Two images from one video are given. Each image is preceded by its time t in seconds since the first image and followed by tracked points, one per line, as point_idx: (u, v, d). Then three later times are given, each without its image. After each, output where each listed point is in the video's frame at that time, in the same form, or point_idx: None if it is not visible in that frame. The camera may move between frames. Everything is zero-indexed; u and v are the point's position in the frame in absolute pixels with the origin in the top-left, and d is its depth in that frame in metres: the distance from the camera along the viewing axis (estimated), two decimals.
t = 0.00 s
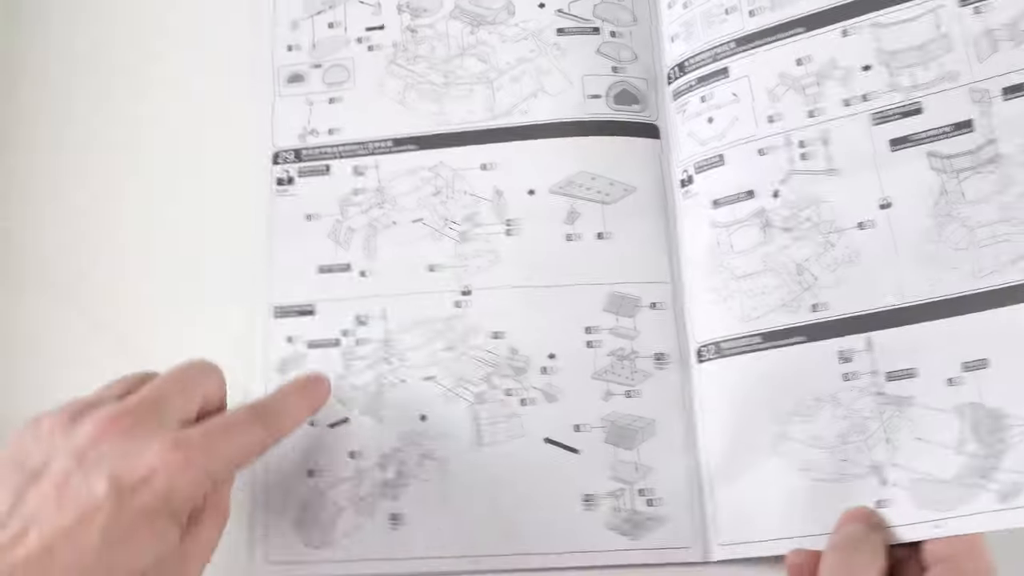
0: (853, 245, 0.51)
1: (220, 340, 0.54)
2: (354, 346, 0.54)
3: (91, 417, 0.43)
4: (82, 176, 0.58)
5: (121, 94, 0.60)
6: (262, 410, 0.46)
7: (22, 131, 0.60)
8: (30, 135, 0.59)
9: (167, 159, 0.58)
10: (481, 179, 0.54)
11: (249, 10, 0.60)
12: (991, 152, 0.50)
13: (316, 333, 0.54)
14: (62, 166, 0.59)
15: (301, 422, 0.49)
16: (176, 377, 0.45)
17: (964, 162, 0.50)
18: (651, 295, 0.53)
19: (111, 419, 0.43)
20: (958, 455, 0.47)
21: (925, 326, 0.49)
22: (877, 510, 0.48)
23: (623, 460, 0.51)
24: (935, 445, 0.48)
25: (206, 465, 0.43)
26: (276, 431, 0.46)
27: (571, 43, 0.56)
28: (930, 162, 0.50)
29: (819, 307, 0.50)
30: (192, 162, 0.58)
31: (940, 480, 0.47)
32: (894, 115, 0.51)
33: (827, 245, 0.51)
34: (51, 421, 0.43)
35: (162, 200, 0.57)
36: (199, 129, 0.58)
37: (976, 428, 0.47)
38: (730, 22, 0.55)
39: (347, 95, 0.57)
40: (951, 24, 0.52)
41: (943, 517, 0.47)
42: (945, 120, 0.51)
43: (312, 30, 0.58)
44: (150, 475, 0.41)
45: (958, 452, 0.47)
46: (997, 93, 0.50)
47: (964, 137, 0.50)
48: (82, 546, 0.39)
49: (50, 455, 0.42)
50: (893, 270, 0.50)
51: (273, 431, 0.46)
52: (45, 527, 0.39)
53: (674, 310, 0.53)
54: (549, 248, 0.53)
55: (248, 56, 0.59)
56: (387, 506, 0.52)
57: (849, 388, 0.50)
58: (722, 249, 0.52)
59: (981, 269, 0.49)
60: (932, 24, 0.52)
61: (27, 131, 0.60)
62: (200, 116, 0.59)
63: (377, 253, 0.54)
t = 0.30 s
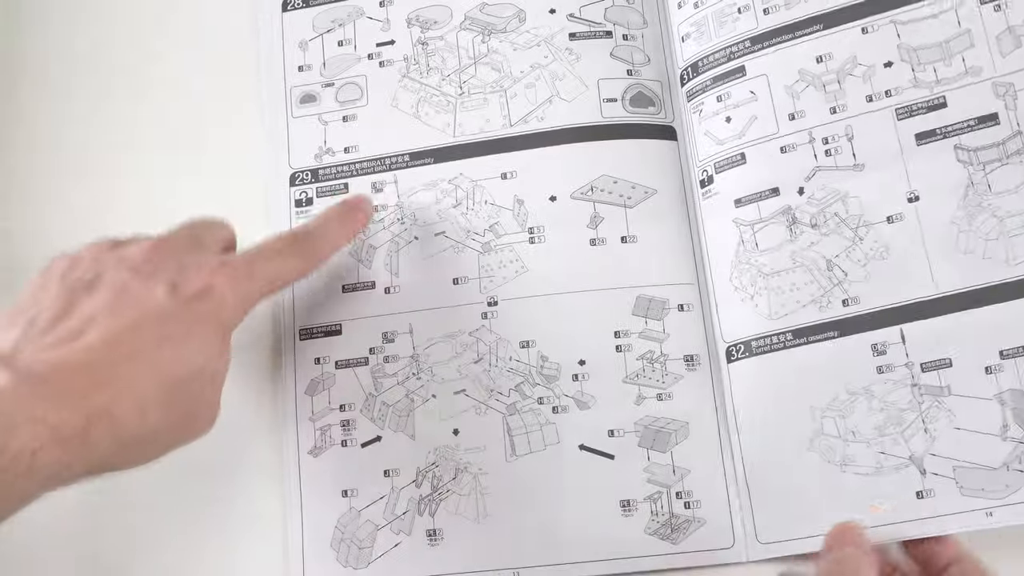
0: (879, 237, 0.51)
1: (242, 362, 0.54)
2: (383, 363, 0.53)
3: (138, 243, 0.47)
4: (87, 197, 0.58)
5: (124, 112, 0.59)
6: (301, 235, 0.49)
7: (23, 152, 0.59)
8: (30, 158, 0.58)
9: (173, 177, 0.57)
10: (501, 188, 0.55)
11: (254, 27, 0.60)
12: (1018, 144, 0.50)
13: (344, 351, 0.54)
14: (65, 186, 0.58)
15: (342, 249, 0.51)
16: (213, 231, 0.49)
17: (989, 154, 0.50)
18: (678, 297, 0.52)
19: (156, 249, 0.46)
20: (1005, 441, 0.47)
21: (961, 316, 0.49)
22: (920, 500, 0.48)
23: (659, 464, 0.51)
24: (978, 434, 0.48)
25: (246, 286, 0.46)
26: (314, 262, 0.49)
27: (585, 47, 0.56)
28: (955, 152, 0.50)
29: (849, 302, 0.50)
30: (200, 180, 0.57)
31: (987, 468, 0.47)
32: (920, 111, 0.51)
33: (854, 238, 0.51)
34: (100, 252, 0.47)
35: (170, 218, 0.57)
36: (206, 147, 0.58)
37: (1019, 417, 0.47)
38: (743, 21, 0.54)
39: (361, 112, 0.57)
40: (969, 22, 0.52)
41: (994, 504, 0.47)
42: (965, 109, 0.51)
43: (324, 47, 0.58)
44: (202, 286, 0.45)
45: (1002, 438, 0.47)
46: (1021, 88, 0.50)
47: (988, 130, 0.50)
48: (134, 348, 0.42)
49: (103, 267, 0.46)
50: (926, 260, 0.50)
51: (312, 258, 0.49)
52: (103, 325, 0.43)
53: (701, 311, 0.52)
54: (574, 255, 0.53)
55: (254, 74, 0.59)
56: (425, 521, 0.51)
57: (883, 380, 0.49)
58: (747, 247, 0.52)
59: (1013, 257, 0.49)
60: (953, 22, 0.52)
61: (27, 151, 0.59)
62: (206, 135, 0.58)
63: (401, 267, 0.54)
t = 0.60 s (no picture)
0: (877, 243, 0.51)
1: (244, 360, 0.55)
2: (384, 363, 0.53)
3: (162, 205, 0.48)
4: (88, 194, 0.57)
5: (125, 110, 0.59)
6: (315, 215, 0.52)
7: (24, 151, 0.59)
8: (31, 157, 0.58)
9: (174, 175, 0.57)
10: (502, 189, 0.55)
11: (257, 27, 0.59)
12: (1001, 175, 0.51)
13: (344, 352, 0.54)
14: (67, 185, 0.58)
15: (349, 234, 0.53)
16: (231, 204, 0.51)
17: (976, 181, 0.51)
18: (679, 297, 0.52)
19: (180, 211, 0.48)
20: (992, 449, 0.48)
21: (955, 324, 0.49)
22: (915, 502, 0.48)
23: (660, 464, 0.51)
24: (970, 440, 0.48)
25: (265, 254, 0.48)
26: (326, 240, 0.52)
27: (585, 47, 0.56)
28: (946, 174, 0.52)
29: (851, 304, 0.50)
30: (201, 178, 0.57)
31: (978, 473, 0.48)
32: (914, 132, 0.52)
33: (850, 239, 0.51)
34: (124, 212, 0.48)
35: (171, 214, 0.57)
36: (206, 145, 0.58)
37: (1004, 427, 0.48)
38: (748, 24, 0.55)
39: (360, 113, 0.57)
40: (957, 60, 0.53)
41: (984, 508, 0.47)
42: (954, 127, 0.52)
43: (325, 47, 0.58)
44: (226, 250, 0.47)
45: (991, 445, 0.48)
46: (1002, 126, 0.52)
47: (975, 159, 0.52)
48: (161, 302, 0.43)
49: (127, 226, 0.47)
50: (920, 269, 0.50)
51: (325, 235, 0.52)
52: (130, 279, 0.44)
53: (701, 310, 0.52)
54: (574, 257, 0.53)
55: (257, 73, 0.59)
56: (426, 521, 0.51)
57: (881, 383, 0.49)
58: (747, 247, 0.52)
59: (997, 277, 0.50)
60: (944, 58, 0.53)
61: (29, 150, 0.59)
62: (207, 134, 0.58)
63: (401, 268, 0.54)
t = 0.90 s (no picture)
0: (876, 238, 0.51)
1: (244, 351, 0.55)
2: (383, 358, 0.53)
3: (168, 191, 0.50)
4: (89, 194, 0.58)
5: (125, 109, 0.59)
6: (321, 202, 0.52)
7: (24, 151, 0.59)
8: (31, 157, 0.59)
9: (174, 175, 0.57)
10: (502, 185, 0.55)
11: (257, 26, 0.60)
12: (1000, 165, 0.51)
13: (345, 348, 0.54)
14: (67, 185, 0.58)
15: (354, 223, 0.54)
16: (238, 191, 0.52)
17: (975, 172, 0.51)
18: (678, 292, 0.52)
19: (188, 196, 0.49)
20: (991, 442, 0.48)
21: (953, 319, 0.49)
22: (914, 496, 0.48)
23: (659, 458, 0.51)
24: (968, 432, 0.48)
25: (272, 239, 0.49)
26: (332, 227, 0.52)
27: (585, 44, 0.56)
28: (945, 165, 0.52)
29: (848, 298, 0.50)
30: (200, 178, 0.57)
31: (977, 466, 0.48)
32: (913, 122, 0.52)
33: (849, 234, 0.51)
34: (131, 197, 0.49)
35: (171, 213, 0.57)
36: (206, 146, 0.58)
37: (1003, 420, 0.48)
38: (745, 18, 0.55)
39: (361, 110, 0.57)
40: (958, 46, 0.53)
41: (983, 501, 0.47)
42: (954, 119, 0.52)
43: (326, 45, 0.58)
44: (233, 236, 0.48)
45: (990, 439, 0.48)
46: (1001, 114, 0.52)
47: (974, 149, 0.52)
48: (169, 286, 0.45)
49: (134, 211, 0.48)
50: (920, 264, 0.50)
51: (330, 221, 0.52)
52: (138, 264, 0.45)
53: (701, 305, 0.52)
54: (574, 253, 0.53)
55: (258, 74, 0.59)
56: (426, 516, 0.51)
57: (880, 377, 0.49)
58: (746, 243, 0.52)
59: (997, 269, 0.50)
60: (944, 45, 0.53)
61: (30, 150, 0.59)
62: (208, 134, 0.58)
63: (401, 263, 0.54)
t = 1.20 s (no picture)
0: (874, 218, 0.51)
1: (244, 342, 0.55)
2: (381, 331, 0.54)
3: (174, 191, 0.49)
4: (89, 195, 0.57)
5: (125, 110, 0.59)
6: (326, 207, 0.52)
7: (24, 150, 0.59)
8: (31, 157, 0.58)
9: (174, 178, 0.57)
10: (502, 161, 0.55)
11: (258, 26, 0.60)
12: (998, 147, 0.52)
13: (343, 320, 0.54)
14: (67, 185, 0.58)
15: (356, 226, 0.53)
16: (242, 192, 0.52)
17: (973, 154, 0.52)
18: (676, 269, 0.52)
19: (193, 196, 0.49)
20: (984, 421, 0.48)
21: (948, 299, 0.50)
22: (906, 474, 0.48)
23: (654, 434, 0.51)
24: (961, 412, 0.49)
25: (278, 241, 0.49)
26: (336, 231, 0.52)
27: (588, 22, 0.56)
28: (942, 146, 0.52)
29: (844, 277, 0.51)
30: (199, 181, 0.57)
31: (969, 445, 0.48)
32: (914, 104, 0.52)
33: (847, 214, 0.52)
34: (136, 198, 0.49)
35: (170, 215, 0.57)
36: (206, 146, 0.58)
37: (996, 400, 0.49)
38: None
39: (363, 84, 0.57)
40: (958, 29, 0.54)
41: (975, 480, 0.48)
42: (953, 101, 0.52)
43: (329, 20, 0.58)
44: (238, 236, 0.47)
45: (983, 418, 0.48)
46: (1001, 97, 0.52)
47: (973, 131, 0.52)
48: (172, 287, 0.43)
49: (139, 211, 0.48)
50: (917, 244, 0.51)
51: (334, 225, 0.52)
52: (142, 263, 0.44)
53: (698, 283, 0.53)
54: (573, 229, 0.53)
55: (259, 74, 0.59)
56: (421, 487, 0.52)
57: (874, 356, 0.50)
58: (744, 221, 0.52)
59: (993, 250, 0.50)
60: (944, 28, 0.54)
61: (30, 150, 0.59)
62: (207, 135, 0.58)
63: (401, 237, 0.55)
